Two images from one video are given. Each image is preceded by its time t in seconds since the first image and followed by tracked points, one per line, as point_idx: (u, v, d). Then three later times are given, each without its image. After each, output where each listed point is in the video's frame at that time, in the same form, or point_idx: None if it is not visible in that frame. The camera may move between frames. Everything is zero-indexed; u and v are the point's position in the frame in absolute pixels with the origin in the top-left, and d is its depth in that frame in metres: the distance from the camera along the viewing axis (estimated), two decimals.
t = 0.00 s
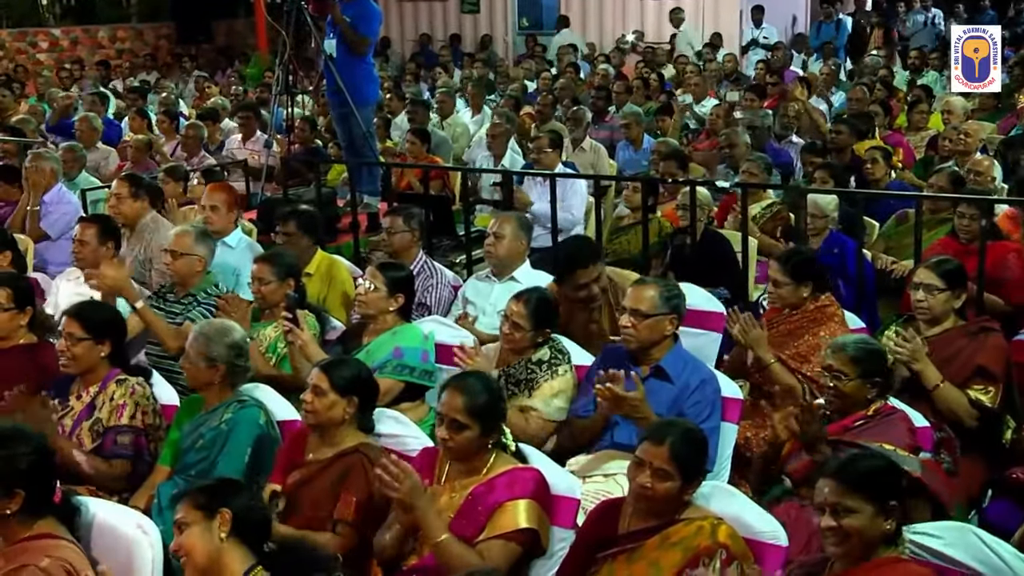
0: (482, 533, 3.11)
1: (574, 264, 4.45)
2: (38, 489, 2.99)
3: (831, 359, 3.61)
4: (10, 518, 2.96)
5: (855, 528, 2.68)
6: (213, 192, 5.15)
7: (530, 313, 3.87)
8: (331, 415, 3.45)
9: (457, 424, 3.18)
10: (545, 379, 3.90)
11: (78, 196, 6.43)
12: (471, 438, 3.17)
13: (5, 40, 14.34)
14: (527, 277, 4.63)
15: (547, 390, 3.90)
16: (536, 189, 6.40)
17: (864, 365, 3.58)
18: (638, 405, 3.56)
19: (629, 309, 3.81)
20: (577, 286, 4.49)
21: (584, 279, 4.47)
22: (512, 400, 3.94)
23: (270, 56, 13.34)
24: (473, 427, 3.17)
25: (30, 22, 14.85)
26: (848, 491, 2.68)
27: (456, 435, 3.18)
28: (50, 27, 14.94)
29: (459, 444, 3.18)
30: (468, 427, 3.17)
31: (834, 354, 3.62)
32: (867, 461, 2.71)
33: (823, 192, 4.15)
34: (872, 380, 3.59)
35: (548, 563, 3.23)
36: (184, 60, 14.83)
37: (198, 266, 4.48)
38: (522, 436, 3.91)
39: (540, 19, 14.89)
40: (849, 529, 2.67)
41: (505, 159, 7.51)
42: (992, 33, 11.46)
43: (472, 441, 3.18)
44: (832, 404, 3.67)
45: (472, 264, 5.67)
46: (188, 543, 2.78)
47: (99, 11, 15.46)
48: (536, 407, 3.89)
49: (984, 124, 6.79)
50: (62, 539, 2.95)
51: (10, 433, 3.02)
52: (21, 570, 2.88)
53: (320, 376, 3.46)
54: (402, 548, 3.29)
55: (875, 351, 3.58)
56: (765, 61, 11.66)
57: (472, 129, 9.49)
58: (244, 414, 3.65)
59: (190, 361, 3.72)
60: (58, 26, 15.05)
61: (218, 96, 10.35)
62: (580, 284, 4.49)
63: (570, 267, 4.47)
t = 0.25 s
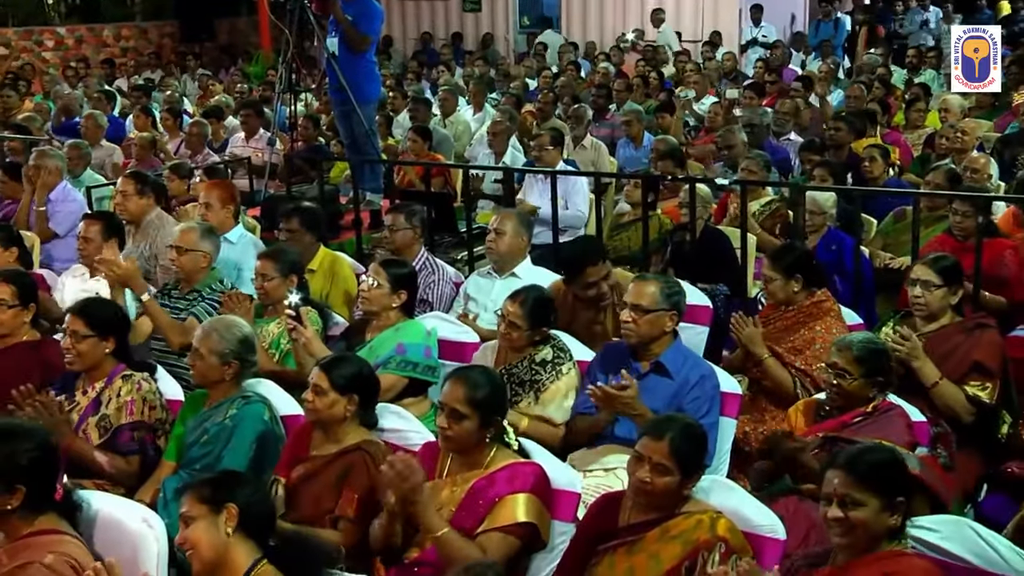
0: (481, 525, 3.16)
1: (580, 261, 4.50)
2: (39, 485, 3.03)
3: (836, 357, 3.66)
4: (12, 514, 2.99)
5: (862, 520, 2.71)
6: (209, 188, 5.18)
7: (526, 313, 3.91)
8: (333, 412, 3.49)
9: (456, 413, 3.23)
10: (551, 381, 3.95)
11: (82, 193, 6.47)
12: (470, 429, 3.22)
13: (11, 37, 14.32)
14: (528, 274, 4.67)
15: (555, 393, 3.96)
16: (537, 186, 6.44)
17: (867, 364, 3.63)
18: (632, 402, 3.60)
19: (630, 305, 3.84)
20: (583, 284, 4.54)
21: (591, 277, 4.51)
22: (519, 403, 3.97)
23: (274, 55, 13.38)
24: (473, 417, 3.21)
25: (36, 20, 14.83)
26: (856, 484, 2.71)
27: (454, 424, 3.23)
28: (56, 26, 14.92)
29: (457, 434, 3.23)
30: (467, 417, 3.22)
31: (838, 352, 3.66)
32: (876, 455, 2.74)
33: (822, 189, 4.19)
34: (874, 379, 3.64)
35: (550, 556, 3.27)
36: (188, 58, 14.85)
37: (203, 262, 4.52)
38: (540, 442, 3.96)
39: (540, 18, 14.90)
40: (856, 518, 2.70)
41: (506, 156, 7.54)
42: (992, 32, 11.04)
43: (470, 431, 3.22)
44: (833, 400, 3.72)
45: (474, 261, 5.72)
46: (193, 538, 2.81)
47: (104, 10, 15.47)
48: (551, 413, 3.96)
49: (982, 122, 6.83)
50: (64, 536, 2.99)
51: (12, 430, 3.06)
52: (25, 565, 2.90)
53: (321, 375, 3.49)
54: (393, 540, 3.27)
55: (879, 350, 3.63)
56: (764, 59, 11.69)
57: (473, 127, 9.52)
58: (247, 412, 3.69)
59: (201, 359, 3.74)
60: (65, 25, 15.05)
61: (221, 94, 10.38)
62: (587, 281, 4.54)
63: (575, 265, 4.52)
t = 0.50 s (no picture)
0: (486, 507, 3.29)
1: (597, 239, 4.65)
2: (55, 470, 3.15)
3: (825, 347, 3.77)
4: (28, 500, 3.12)
5: (879, 511, 2.78)
6: (221, 184, 5.31)
7: (528, 304, 4.03)
8: (337, 402, 3.61)
9: (458, 400, 3.35)
10: (551, 368, 4.11)
11: (96, 189, 6.61)
12: (471, 416, 3.35)
13: (28, 38, 14.32)
14: (529, 266, 4.80)
15: (554, 379, 4.12)
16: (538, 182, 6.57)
17: (855, 354, 3.74)
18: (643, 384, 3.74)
19: (629, 296, 3.98)
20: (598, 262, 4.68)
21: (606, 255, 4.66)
22: (520, 389, 4.14)
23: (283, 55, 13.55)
24: (474, 405, 3.34)
25: (53, 20, 14.84)
26: (877, 475, 2.78)
27: (457, 411, 3.36)
28: (71, 26, 14.96)
29: (459, 420, 3.36)
30: (468, 404, 3.34)
31: (827, 342, 3.77)
32: (897, 447, 2.81)
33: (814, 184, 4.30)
34: (862, 368, 3.75)
35: (550, 539, 3.40)
36: (198, 58, 14.98)
37: (214, 256, 4.65)
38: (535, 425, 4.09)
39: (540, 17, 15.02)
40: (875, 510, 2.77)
41: (508, 152, 7.67)
42: (993, 33, 11.00)
43: (472, 417, 3.35)
44: (823, 388, 3.83)
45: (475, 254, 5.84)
46: (209, 524, 2.91)
47: (117, 10, 15.56)
48: (548, 398, 4.11)
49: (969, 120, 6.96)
50: (78, 521, 3.11)
51: (28, 418, 3.18)
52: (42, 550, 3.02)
53: (325, 365, 3.61)
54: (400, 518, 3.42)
55: (866, 340, 3.74)
56: (759, 58, 11.84)
57: (475, 124, 9.64)
58: (258, 400, 3.82)
59: (213, 349, 3.88)
60: (79, 26, 15.08)
61: (230, 93, 10.52)
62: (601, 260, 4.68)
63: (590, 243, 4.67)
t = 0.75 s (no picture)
0: (489, 497, 3.41)
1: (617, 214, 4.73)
2: (73, 455, 3.27)
3: (814, 335, 3.91)
4: (49, 482, 3.25)
5: (902, 514, 2.75)
6: (239, 179, 5.43)
7: (528, 295, 4.15)
8: (344, 390, 3.73)
9: (458, 392, 3.47)
10: (549, 356, 4.20)
11: (111, 183, 6.76)
12: (472, 406, 3.46)
13: (45, 37, 14.51)
14: (530, 258, 4.92)
15: (553, 366, 4.21)
16: (539, 176, 6.70)
17: (844, 342, 3.88)
18: (629, 377, 3.84)
19: (627, 287, 4.09)
20: (617, 239, 4.76)
21: (625, 231, 4.73)
22: (520, 376, 4.23)
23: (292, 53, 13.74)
24: (474, 396, 3.45)
25: (68, 20, 15.04)
26: (906, 477, 2.75)
27: (457, 402, 3.47)
28: (86, 25, 15.15)
29: (461, 411, 3.48)
30: (468, 396, 3.46)
31: (817, 331, 3.91)
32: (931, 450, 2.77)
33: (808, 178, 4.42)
34: (851, 356, 3.88)
35: (552, 522, 3.56)
36: (209, 57, 15.16)
37: (226, 249, 4.77)
38: (533, 411, 4.19)
39: (542, 17, 15.18)
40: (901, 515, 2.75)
41: (510, 148, 7.80)
42: (993, 32, 10.94)
43: (471, 409, 3.47)
44: (813, 375, 3.97)
45: (478, 246, 5.98)
46: (229, 512, 2.92)
47: (131, 9, 15.78)
48: (544, 385, 4.19)
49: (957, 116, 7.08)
50: (94, 502, 3.22)
51: (47, 405, 3.32)
52: (58, 528, 3.14)
53: (332, 355, 3.72)
54: (411, 509, 3.61)
55: (855, 329, 3.87)
56: (754, 56, 11.99)
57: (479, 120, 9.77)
58: (267, 387, 3.94)
59: (224, 339, 4.01)
60: (94, 24, 15.30)
61: (240, 90, 10.69)
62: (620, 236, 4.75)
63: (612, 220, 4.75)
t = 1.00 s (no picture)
0: (493, 476, 3.55)
1: (634, 195, 4.91)
2: (90, 440, 3.40)
3: (811, 324, 4.06)
4: (68, 466, 3.37)
5: (921, 518, 2.79)
6: (258, 171, 5.61)
7: (533, 284, 4.30)
8: (353, 375, 3.88)
9: (466, 370, 3.62)
10: (554, 345, 4.35)
11: (128, 176, 6.94)
12: (477, 386, 3.61)
13: (64, 34, 15.06)
14: (533, 249, 5.07)
15: (557, 355, 4.35)
16: (542, 169, 6.86)
17: (838, 332, 4.03)
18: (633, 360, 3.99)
19: (627, 278, 4.24)
20: (629, 217, 4.92)
21: (638, 210, 4.89)
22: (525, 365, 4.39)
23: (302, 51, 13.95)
24: (481, 376, 3.60)
25: (87, 19, 15.69)
26: (939, 485, 2.79)
27: (464, 380, 3.62)
28: (104, 24, 15.79)
29: (465, 390, 3.63)
30: (475, 375, 3.61)
31: (813, 321, 4.05)
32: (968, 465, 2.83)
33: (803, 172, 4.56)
34: (845, 345, 4.03)
35: (553, 504, 3.69)
36: (222, 54, 15.38)
37: (238, 240, 4.93)
38: (543, 401, 4.34)
39: (545, 16, 15.39)
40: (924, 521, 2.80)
41: (513, 142, 7.95)
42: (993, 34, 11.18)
43: (477, 387, 3.62)
44: (808, 363, 4.13)
45: (483, 238, 6.13)
46: (245, 498, 3.00)
47: (147, 9, 16.42)
48: (552, 376, 4.35)
49: (945, 111, 7.23)
50: (112, 487, 3.29)
51: (66, 392, 3.44)
52: (80, 512, 3.20)
53: (342, 342, 3.86)
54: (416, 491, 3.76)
55: (849, 319, 4.02)
56: (750, 53, 12.17)
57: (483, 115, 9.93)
58: (279, 373, 4.10)
59: (238, 327, 4.15)
60: (111, 23, 15.85)
61: (251, 86, 10.87)
62: (633, 215, 4.91)
63: (628, 199, 4.93)
